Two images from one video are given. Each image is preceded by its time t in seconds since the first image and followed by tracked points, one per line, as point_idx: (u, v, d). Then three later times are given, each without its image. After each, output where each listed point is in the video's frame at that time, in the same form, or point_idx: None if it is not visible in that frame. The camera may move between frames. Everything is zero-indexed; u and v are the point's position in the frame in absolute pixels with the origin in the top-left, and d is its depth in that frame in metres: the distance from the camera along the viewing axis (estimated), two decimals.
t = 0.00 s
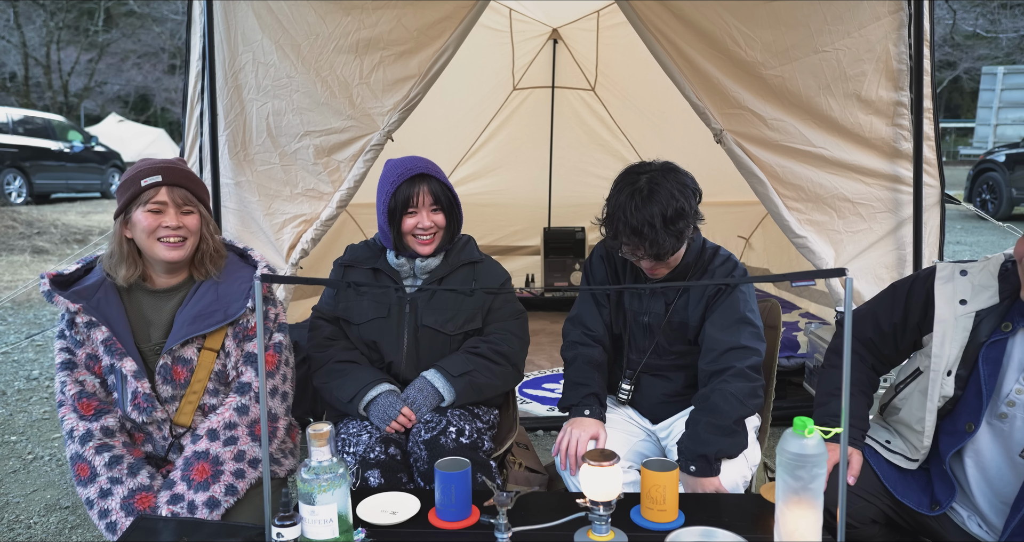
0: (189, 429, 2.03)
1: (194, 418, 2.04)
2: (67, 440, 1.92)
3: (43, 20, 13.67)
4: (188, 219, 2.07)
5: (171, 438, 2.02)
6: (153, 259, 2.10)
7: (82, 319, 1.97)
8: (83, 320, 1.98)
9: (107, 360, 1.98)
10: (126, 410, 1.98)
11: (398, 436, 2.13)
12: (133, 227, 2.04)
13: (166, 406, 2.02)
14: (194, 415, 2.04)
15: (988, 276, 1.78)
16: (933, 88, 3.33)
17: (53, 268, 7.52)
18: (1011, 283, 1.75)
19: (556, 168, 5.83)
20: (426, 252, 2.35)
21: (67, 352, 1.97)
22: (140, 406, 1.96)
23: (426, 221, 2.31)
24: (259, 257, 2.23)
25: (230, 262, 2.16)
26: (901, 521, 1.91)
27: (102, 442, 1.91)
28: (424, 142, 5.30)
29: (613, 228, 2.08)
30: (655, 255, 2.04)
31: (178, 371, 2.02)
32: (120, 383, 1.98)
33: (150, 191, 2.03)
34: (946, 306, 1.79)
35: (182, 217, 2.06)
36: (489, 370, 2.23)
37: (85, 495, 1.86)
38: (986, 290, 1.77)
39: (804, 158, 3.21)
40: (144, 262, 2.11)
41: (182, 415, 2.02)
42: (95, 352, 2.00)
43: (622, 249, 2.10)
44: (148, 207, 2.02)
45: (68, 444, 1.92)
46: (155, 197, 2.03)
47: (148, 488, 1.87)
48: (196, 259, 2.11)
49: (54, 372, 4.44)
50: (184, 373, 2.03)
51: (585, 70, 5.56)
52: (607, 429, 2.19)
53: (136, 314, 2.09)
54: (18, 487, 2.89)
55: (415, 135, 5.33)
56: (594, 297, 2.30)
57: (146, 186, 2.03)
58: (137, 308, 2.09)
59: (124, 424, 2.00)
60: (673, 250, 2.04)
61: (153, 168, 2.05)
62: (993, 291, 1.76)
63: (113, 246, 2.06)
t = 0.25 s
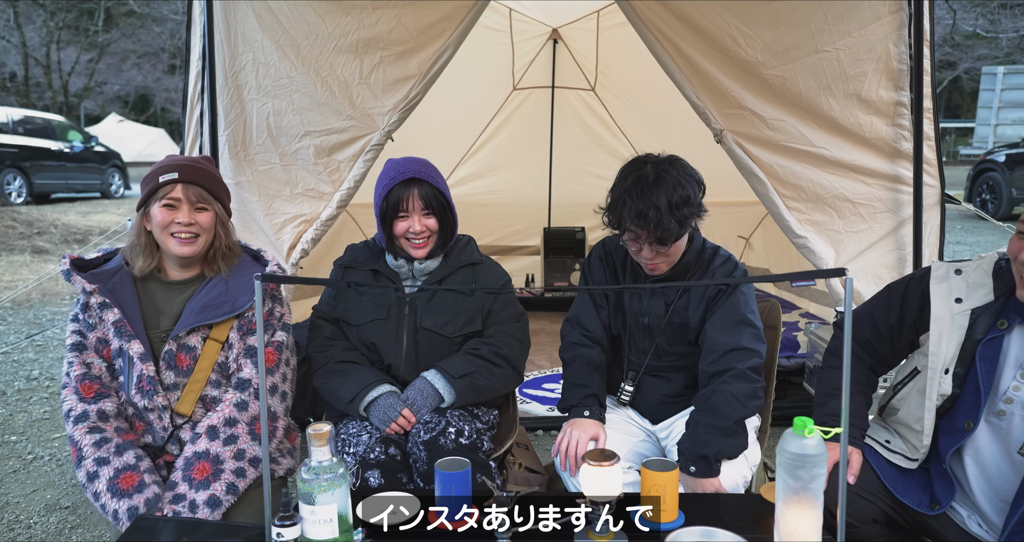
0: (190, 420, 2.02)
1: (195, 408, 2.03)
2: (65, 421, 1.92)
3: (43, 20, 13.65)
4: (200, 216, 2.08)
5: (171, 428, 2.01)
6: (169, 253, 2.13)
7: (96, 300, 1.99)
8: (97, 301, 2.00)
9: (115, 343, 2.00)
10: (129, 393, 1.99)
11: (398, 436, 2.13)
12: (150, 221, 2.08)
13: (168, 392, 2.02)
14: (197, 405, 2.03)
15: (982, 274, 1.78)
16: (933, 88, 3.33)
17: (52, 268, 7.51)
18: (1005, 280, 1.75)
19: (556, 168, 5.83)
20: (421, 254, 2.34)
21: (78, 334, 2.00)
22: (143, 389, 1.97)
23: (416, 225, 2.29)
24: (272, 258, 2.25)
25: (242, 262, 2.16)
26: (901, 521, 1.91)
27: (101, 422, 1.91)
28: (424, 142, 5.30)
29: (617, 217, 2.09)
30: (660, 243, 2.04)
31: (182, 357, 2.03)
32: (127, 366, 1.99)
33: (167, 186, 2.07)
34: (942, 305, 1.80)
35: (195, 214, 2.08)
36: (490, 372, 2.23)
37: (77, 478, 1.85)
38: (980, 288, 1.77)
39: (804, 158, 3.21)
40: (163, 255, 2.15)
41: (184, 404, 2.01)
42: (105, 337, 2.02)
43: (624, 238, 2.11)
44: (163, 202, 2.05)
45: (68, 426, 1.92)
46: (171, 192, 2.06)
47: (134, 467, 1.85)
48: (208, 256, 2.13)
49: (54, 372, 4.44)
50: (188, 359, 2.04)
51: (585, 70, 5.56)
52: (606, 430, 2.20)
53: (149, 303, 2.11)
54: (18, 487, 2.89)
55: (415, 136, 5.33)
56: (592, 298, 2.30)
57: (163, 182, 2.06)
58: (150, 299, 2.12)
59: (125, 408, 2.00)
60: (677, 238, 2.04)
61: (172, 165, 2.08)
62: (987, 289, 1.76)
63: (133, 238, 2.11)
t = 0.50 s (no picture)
0: (192, 415, 2.01)
1: (199, 403, 2.03)
2: (77, 401, 1.92)
3: (43, 20, 13.64)
4: (216, 219, 2.09)
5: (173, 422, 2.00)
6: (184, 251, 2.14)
7: (112, 289, 2.01)
8: (112, 291, 2.01)
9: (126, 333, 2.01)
10: (138, 383, 1.99)
11: (399, 436, 2.13)
12: (167, 220, 2.08)
13: (174, 387, 2.01)
14: (200, 400, 2.03)
15: (967, 270, 1.83)
16: (934, 88, 3.33)
17: (53, 268, 7.52)
18: (991, 275, 1.81)
19: (556, 168, 5.83)
20: (420, 256, 2.32)
21: (90, 323, 2.01)
22: (151, 380, 1.97)
23: (415, 228, 2.27)
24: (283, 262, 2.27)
25: (253, 264, 2.16)
26: (901, 523, 1.91)
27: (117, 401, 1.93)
28: (424, 142, 5.30)
29: (636, 178, 2.15)
30: (682, 192, 2.08)
31: (189, 352, 2.03)
32: (136, 356, 2.00)
33: (185, 188, 2.07)
34: (931, 301, 1.83)
35: (211, 216, 2.08)
36: (490, 375, 2.23)
37: (104, 441, 1.87)
38: (967, 283, 1.81)
39: (804, 158, 3.21)
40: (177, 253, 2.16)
41: (188, 398, 2.00)
42: (116, 326, 2.03)
43: (643, 202, 2.15)
44: (180, 203, 2.06)
45: (80, 407, 1.92)
46: (188, 194, 2.07)
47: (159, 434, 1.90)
48: (221, 257, 2.14)
49: (54, 372, 4.44)
50: (195, 354, 2.04)
51: (585, 69, 5.56)
52: (607, 429, 2.17)
53: (161, 297, 2.12)
54: (18, 487, 2.89)
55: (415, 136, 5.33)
56: (597, 295, 2.29)
57: (181, 183, 2.06)
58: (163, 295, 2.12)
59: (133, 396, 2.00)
60: (693, 197, 2.11)
61: (191, 167, 2.08)
62: (974, 283, 1.81)
63: (150, 235, 2.12)
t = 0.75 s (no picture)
0: (199, 417, 2.01)
1: (205, 405, 2.02)
2: (81, 407, 1.91)
3: (43, 20, 13.64)
4: (236, 221, 2.11)
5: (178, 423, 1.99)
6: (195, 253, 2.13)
7: (121, 291, 2.01)
8: (121, 292, 2.01)
9: (134, 335, 2.01)
10: (144, 385, 1.99)
11: (398, 437, 2.12)
12: (184, 223, 2.08)
13: (182, 388, 2.02)
14: (207, 402, 2.02)
15: (964, 267, 1.86)
16: (934, 88, 3.33)
17: (53, 268, 7.52)
18: (987, 270, 1.84)
19: (556, 168, 5.83)
20: (419, 255, 2.32)
21: (96, 325, 2.01)
22: (159, 382, 1.98)
23: (416, 225, 2.28)
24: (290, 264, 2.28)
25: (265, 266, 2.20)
26: (901, 521, 1.91)
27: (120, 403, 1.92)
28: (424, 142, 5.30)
29: (659, 158, 2.23)
30: (705, 168, 2.16)
31: (197, 353, 2.04)
32: (143, 358, 2.00)
33: (206, 191, 2.08)
34: (933, 299, 1.84)
35: (232, 219, 2.11)
36: (491, 377, 2.23)
37: (102, 450, 1.86)
38: (965, 279, 1.83)
39: (804, 158, 3.22)
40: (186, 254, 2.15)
41: (195, 400, 2.01)
42: (122, 328, 2.04)
43: (662, 177, 2.21)
44: (202, 206, 2.07)
45: (82, 411, 1.91)
46: (209, 197, 2.08)
47: (160, 440, 1.87)
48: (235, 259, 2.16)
49: (54, 372, 4.44)
50: (203, 356, 2.04)
51: (585, 69, 5.57)
52: (608, 427, 2.17)
53: (167, 300, 2.11)
54: (18, 487, 2.89)
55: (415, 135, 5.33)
56: (601, 292, 2.30)
57: (202, 186, 2.07)
58: (170, 297, 2.11)
59: (138, 399, 2.00)
60: (713, 178, 2.18)
61: (210, 170, 2.09)
62: (973, 278, 1.83)
63: (160, 238, 2.09)
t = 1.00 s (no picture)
0: (203, 423, 2.02)
1: (209, 412, 2.04)
2: (84, 418, 1.90)
3: (43, 20, 13.63)
4: (238, 227, 2.12)
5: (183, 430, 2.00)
6: (193, 259, 2.12)
7: (118, 303, 1.99)
8: (118, 305, 1.99)
9: (134, 346, 1.99)
10: (146, 395, 1.98)
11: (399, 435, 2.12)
12: (186, 232, 2.05)
13: (186, 395, 2.02)
14: (211, 408, 2.04)
15: (968, 262, 1.86)
16: (934, 89, 3.33)
17: (53, 268, 7.52)
18: (991, 265, 1.84)
19: (556, 168, 5.83)
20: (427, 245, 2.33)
21: (93, 335, 1.98)
22: (162, 394, 1.97)
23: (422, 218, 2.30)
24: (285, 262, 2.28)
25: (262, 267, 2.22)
26: (899, 517, 1.91)
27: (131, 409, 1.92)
28: (424, 142, 5.30)
29: (671, 156, 2.22)
30: (718, 172, 2.18)
31: (201, 362, 2.04)
32: (144, 370, 1.99)
33: (207, 199, 2.06)
34: (934, 290, 1.84)
35: (234, 225, 2.11)
36: (490, 364, 2.23)
37: (119, 455, 1.85)
38: (968, 273, 1.84)
39: (804, 158, 3.22)
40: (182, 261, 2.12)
41: (199, 406, 2.02)
42: (120, 338, 2.01)
43: (673, 176, 2.19)
44: (205, 214, 2.05)
45: (88, 422, 1.89)
46: (212, 205, 2.07)
47: (180, 443, 1.89)
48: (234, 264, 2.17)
49: (54, 372, 4.44)
50: (207, 364, 2.05)
51: (585, 69, 5.57)
52: (608, 427, 2.17)
53: (165, 309, 2.09)
54: (18, 487, 2.89)
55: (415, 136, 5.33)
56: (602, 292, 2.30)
57: (205, 195, 2.05)
58: (167, 303, 2.10)
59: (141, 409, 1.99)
60: (721, 181, 2.20)
61: (209, 177, 2.07)
62: (976, 272, 1.83)
63: (158, 248, 2.05)
